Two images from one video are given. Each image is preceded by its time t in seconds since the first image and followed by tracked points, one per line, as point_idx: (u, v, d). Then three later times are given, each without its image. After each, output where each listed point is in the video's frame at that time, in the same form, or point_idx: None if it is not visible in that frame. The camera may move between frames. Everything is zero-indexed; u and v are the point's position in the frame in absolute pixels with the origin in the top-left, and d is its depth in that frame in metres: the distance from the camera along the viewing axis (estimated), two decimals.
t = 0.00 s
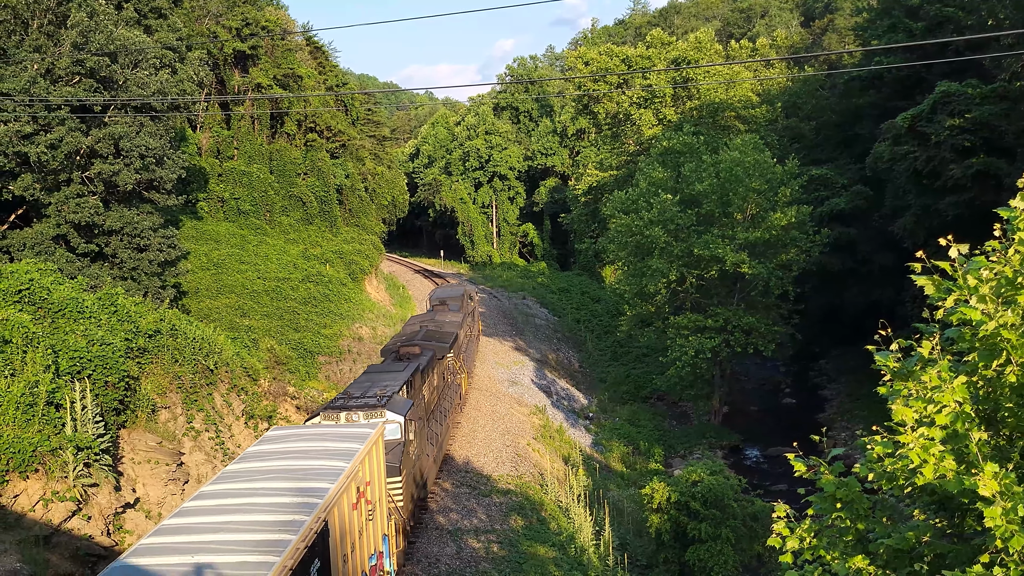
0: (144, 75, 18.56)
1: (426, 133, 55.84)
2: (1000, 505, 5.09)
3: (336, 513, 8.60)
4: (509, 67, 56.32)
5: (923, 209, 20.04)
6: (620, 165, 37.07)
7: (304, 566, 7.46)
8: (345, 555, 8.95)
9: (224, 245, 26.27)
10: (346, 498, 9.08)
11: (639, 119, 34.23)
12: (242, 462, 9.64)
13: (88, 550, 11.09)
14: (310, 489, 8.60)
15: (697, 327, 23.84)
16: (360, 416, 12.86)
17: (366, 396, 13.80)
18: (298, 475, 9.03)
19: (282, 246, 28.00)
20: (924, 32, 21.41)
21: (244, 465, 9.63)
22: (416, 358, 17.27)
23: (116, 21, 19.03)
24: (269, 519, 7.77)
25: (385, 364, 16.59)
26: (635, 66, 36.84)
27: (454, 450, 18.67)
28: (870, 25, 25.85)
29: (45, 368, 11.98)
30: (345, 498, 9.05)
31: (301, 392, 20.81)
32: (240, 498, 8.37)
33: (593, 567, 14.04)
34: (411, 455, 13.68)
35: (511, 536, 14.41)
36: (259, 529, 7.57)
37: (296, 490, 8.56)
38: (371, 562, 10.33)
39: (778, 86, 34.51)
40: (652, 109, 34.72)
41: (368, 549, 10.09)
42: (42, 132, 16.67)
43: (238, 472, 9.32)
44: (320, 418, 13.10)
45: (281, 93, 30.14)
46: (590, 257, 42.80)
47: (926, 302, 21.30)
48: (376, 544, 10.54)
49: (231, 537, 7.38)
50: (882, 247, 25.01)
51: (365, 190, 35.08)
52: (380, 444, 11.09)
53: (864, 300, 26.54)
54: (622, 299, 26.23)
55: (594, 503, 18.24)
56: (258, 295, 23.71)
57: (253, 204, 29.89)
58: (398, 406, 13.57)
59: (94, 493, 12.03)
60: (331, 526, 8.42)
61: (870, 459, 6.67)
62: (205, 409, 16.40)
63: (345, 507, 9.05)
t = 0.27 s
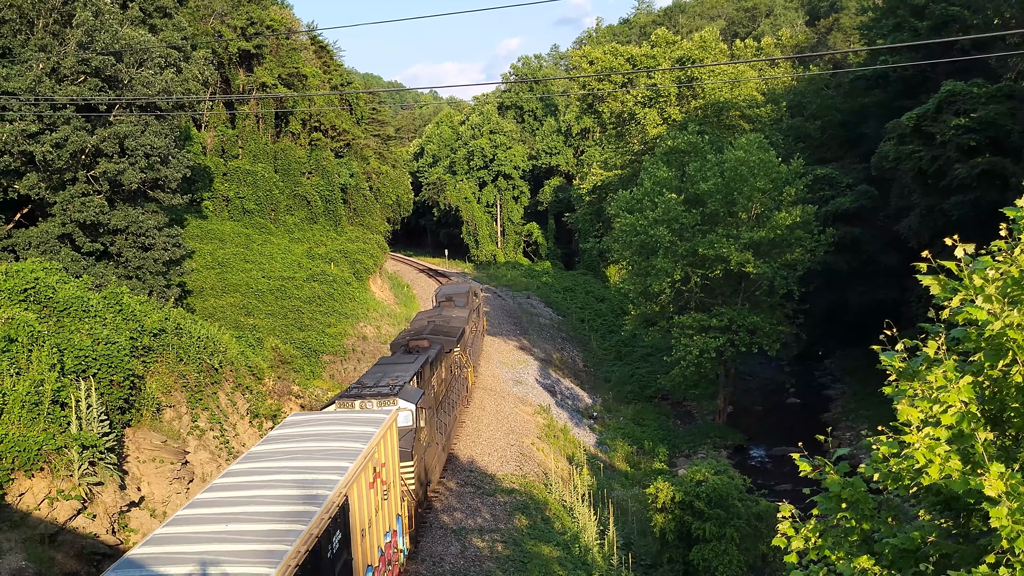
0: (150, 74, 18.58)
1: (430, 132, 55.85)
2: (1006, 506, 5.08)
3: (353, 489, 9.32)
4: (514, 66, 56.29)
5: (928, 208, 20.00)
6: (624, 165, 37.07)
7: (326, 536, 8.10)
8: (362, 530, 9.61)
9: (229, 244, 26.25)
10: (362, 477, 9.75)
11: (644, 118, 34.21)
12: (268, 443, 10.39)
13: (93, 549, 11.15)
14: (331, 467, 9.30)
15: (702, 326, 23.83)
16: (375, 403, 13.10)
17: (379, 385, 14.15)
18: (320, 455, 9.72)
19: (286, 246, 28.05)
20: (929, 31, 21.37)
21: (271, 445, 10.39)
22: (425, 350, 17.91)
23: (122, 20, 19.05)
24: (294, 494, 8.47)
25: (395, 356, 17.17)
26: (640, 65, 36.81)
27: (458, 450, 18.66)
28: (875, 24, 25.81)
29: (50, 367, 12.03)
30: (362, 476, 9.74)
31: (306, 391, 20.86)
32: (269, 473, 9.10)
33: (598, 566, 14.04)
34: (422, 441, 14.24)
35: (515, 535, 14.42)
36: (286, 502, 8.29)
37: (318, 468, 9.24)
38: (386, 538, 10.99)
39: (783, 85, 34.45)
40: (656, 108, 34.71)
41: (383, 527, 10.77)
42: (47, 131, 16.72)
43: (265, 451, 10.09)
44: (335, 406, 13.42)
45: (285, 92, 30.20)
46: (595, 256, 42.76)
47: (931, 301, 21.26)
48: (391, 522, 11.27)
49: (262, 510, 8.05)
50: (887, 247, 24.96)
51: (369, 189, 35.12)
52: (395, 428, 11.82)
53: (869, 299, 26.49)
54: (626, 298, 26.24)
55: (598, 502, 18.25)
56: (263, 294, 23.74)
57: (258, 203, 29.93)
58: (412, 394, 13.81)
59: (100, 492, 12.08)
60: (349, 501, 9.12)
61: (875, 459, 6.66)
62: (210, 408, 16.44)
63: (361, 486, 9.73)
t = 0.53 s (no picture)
0: (155, 73, 18.57)
1: (435, 130, 55.83)
2: (1012, 507, 5.06)
3: (371, 469, 9.93)
4: (519, 64, 56.25)
5: (934, 207, 19.94)
6: (629, 163, 37.05)
7: (346, 510, 8.65)
8: (378, 508, 10.21)
9: (234, 243, 26.28)
10: (379, 459, 10.35)
11: (649, 117, 34.18)
12: (291, 426, 11.00)
13: (99, 546, 11.18)
14: (351, 449, 9.91)
15: (706, 325, 23.80)
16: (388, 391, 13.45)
17: (391, 373, 14.59)
18: (339, 438, 10.33)
19: (291, 244, 28.08)
20: (935, 30, 21.29)
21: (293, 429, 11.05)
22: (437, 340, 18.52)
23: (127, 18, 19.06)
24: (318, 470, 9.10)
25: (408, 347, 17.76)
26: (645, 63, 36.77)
27: (463, 448, 18.64)
28: (880, 23, 25.74)
29: (56, 365, 12.06)
30: (378, 457, 10.34)
31: (310, 390, 20.87)
32: (288, 453, 9.76)
33: (602, 565, 14.04)
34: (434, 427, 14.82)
35: (519, 533, 14.42)
36: (311, 478, 8.91)
37: (338, 450, 9.84)
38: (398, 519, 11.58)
39: (789, 83, 34.38)
40: (661, 106, 34.70)
41: (396, 508, 11.39)
42: (53, 130, 16.75)
43: (286, 434, 10.72)
44: (350, 394, 13.71)
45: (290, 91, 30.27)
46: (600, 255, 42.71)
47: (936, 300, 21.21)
48: (403, 504, 11.92)
49: (286, 485, 8.69)
50: (892, 246, 24.90)
51: (374, 187, 35.14)
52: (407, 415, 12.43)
53: (874, 299, 26.44)
54: (631, 297, 26.22)
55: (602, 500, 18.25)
56: (267, 293, 23.75)
57: (263, 201, 29.97)
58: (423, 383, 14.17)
59: (104, 490, 12.09)
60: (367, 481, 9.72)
61: (881, 459, 6.64)
62: (215, 407, 16.44)
63: (378, 467, 10.33)
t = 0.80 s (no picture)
0: (159, 70, 18.51)
1: (438, 128, 55.84)
2: (1016, 505, 5.05)
3: (386, 449, 10.57)
4: (523, 62, 56.24)
5: (939, 205, 19.89)
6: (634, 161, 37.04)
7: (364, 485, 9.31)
8: (393, 486, 10.90)
9: (239, 240, 26.31)
10: (393, 440, 10.99)
11: (653, 115, 34.19)
12: (310, 410, 11.65)
13: (103, 543, 11.21)
14: (367, 431, 10.54)
15: (710, 323, 23.80)
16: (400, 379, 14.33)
17: (402, 364, 15.32)
18: (355, 421, 10.96)
19: (295, 242, 28.13)
20: (940, 28, 21.21)
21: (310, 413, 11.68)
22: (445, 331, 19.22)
23: (132, 16, 19.07)
24: (337, 449, 9.73)
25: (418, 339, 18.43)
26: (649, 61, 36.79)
27: (466, 446, 18.66)
28: (885, 21, 25.66)
29: (61, 362, 12.09)
30: (392, 439, 10.98)
31: (315, 387, 20.88)
32: (307, 435, 10.36)
33: (606, 563, 14.06)
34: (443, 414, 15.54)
35: (523, 531, 14.44)
36: (332, 455, 9.57)
37: (355, 432, 10.47)
38: (410, 499, 12.22)
39: (793, 82, 34.36)
40: (666, 104, 34.68)
41: (409, 487, 12.06)
42: (57, 127, 16.79)
43: (304, 418, 11.36)
44: (363, 381, 14.43)
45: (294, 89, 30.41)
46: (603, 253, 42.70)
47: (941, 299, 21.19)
48: (416, 484, 12.61)
49: (306, 461, 9.33)
50: (897, 244, 24.85)
51: (378, 185, 35.17)
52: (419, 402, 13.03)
53: (878, 297, 26.41)
54: (635, 295, 26.22)
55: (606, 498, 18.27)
56: (271, 290, 23.80)
57: (267, 199, 30.01)
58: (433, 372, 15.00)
59: (109, 486, 12.13)
60: (382, 460, 10.37)
61: (885, 457, 6.63)
62: (219, 404, 16.47)
63: (392, 447, 10.98)
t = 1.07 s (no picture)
0: (162, 68, 18.61)
1: (442, 126, 55.85)
2: (1021, 505, 5.04)
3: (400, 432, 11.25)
4: (527, 61, 56.23)
5: (943, 204, 19.85)
6: (637, 160, 37.03)
7: (381, 465, 9.98)
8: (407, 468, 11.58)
9: (243, 238, 26.32)
10: (407, 424, 11.68)
11: (657, 113, 34.25)
12: (328, 396, 12.34)
13: (107, 541, 11.23)
14: (383, 415, 11.21)
15: (714, 322, 23.77)
16: (410, 367, 15.08)
17: (412, 354, 16.07)
18: (370, 407, 11.63)
19: (299, 240, 28.16)
20: (944, 26, 21.16)
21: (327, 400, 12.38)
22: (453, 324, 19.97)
23: (135, 14, 19.12)
24: (354, 432, 10.39)
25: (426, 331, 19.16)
26: (653, 60, 36.86)
27: (470, 444, 18.65)
28: (890, 19, 25.62)
29: (65, 360, 12.12)
30: (406, 423, 11.67)
31: (318, 385, 20.88)
32: (327, 418, 11.05)
33: (609, 562, 14.07)
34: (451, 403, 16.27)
35: (526, 529, 14.44)
36: (349, 437, 10.24)
37: (371, 416, 11.08)
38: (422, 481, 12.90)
39: (798, 80, 34.32)
40: (669, 103, 34.68)
41: (421, 470, 12.77)
42: (62, 125, 16.83)
43: (321, 403, 12.06)
44: (375, 370, 15.21)
45: (298, 87, 30.55)
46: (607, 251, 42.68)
47: (946, 298, 21.15)
48: (427, 468, 13.29)
49: (326, 443, 9.94)
50: (900, 243, 24.82)
51: (382, 183, 35.19)
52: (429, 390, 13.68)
53: (882, 296, 26.37)
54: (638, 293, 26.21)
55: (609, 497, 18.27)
56: (275, 288, 23.80)
57: (271, 197, 30.03)
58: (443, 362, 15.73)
59: (113, 484, 12.13)
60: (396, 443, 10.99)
61: (890, 456, 6.62)
62: (223, 402, 16.49)
63: (406, 431, 11.67)
